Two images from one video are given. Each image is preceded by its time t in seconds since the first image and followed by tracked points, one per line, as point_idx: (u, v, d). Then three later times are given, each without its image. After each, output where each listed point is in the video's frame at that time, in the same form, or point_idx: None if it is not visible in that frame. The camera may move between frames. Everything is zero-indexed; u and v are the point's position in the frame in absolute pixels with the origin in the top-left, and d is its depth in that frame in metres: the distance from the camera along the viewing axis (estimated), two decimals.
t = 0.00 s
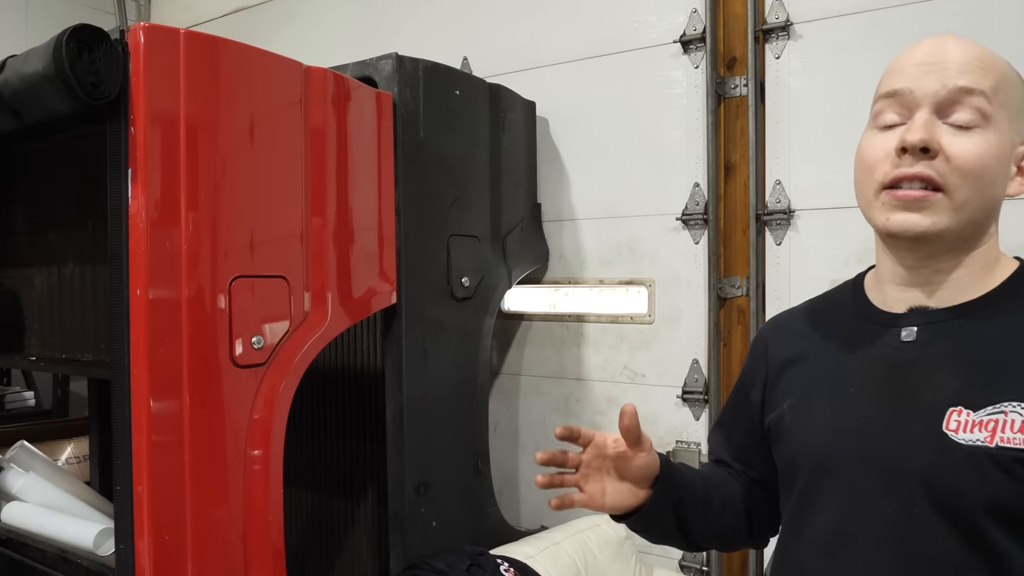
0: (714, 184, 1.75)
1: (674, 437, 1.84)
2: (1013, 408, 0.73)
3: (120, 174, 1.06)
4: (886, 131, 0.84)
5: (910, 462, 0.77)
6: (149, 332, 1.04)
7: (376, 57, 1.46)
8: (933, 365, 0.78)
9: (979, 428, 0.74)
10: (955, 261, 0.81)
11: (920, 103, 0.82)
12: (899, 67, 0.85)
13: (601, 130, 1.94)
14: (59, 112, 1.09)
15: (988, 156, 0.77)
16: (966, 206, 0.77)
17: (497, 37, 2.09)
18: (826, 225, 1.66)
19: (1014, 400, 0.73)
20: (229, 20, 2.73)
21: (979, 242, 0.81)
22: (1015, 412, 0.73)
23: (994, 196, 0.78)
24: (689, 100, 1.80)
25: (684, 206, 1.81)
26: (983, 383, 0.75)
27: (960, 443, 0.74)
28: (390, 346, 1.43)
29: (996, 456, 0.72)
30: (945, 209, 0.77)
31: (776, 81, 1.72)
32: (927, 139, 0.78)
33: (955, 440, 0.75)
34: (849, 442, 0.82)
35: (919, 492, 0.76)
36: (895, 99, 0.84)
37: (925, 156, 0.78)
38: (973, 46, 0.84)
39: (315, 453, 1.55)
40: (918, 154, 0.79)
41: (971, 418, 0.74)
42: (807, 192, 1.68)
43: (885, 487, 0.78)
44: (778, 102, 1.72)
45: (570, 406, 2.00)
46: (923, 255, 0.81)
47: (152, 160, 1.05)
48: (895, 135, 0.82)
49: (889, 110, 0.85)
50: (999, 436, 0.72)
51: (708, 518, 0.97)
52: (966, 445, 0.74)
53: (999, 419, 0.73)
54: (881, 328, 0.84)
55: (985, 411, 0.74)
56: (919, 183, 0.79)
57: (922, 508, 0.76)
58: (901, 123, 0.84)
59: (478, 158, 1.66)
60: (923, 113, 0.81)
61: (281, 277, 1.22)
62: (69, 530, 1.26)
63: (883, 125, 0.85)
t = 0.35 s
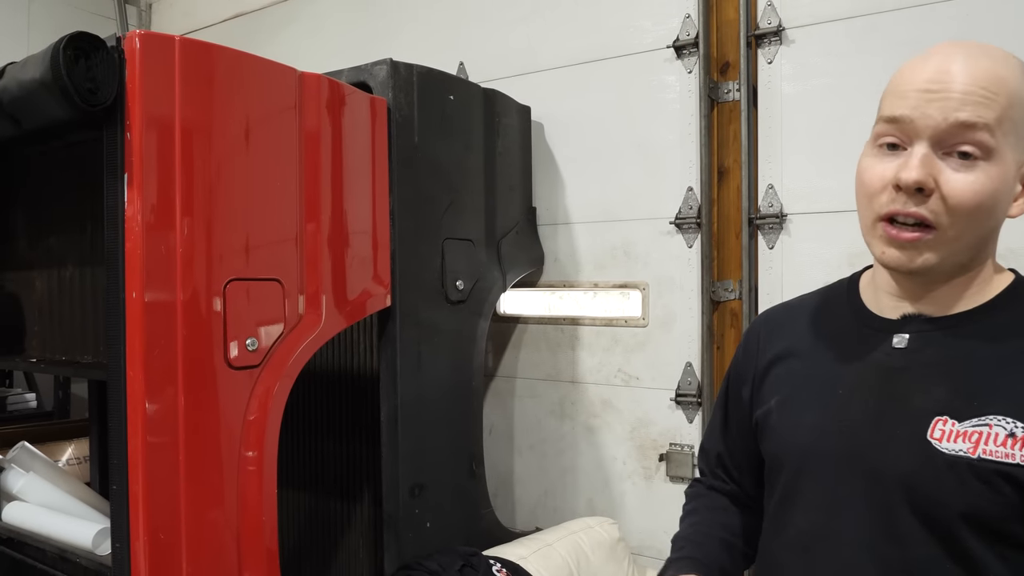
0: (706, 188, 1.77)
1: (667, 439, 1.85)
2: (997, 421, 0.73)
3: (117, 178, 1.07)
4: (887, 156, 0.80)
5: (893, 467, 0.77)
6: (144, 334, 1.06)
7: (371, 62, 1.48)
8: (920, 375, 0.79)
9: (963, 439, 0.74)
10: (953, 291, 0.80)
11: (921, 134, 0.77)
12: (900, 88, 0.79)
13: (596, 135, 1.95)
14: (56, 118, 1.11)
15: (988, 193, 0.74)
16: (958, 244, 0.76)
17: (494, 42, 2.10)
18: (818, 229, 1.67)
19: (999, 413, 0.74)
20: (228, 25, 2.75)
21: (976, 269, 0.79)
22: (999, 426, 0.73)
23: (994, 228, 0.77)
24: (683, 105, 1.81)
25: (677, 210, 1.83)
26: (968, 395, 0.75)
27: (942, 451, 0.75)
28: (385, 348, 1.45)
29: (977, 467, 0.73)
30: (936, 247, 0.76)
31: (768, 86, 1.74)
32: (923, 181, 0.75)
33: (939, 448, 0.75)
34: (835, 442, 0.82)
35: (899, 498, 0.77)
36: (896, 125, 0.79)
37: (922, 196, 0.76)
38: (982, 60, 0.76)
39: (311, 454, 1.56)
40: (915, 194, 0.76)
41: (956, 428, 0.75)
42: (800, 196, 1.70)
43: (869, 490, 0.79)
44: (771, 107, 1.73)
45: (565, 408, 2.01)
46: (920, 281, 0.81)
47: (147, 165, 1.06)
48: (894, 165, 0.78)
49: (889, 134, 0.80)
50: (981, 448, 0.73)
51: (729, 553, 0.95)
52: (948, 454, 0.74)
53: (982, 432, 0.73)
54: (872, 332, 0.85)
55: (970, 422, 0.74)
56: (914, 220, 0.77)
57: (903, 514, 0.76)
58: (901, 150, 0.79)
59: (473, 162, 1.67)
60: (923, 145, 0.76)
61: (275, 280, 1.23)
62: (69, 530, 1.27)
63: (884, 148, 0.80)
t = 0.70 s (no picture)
0: (703, 187, 1.78)
1: (664, 438, 1.86)
2: (979, 417, 0.72)
3: (113, 179, 1.08)
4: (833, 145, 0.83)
5: (872, 462, 0.76)
6: (141, 333, 1.06)
7: (368, 62, 1.49)
8: (905, 369, 0.77)
9: (945, 433, 0.73)
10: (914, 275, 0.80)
11: (852, 120, 0.79)
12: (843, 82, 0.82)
13: (593, 134, 1.96)
14: (53, 118, 1.11)
15: (926, 170, 0.75)
16: (894, 221, 0.76)
17: (491, 42, 2.11)
18: (815, 228, 1.68)
19: (981, 409, 0.72)
20: (227, 25, 2.76)
21: (929, 251, 0.79)
22: (981, 421, 0.71)
23: (942, 208, 0.76)
24: (679, 104, 1.82)
25: (674, 209, 1.83)
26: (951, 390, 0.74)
27: (923, 446, 0.73)
28: (382, 347, 1.45)
29: (957, 462, 0.71)
30: (871, 227, 0.77)
31: (764, 85, 1.74)
32: (849, 160, 0.77)
33: (920, 442, 0.74)
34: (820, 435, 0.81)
35: (881, 493, 0.75)
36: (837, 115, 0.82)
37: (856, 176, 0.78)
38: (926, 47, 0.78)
39: (310, 452, 1.58)
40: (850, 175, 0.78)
41: (938, 422, 0.73)
42: (796, 194, 1.70)
43: (851, 483, 0.77)
44: (767, 106, 1.74)
45: (563, 407, 2.02)
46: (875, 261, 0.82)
47: (143, 165, 1.07)
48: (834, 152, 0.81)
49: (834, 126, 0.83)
50: (962, 443, 0.71)
51: (714, 555, 0.93)
52: (930, 449, 0.73)
53: (965, 427, 0.72)
54: (859, 324, 0.84)
55: (953, 417, 0.73)
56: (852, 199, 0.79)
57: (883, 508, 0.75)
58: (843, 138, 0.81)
59: (470, 162, 1.68)
60: (855, 129, 0.79)
61: (272, 279, 1.24)
62: (70, 529, 1.27)
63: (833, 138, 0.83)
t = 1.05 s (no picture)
0: (703, 186, 1.78)
1: (667, 437, 1.85)
2: (905, 445, 0.69)
3: (112, 185, 1.08)
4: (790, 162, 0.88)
5: (828, 483, 0.75)
6: (141, 339, 1.06)
7: (365, 65, 1.49)
8: (858, 385, 0.75)
9: (876, 456, 0.71)
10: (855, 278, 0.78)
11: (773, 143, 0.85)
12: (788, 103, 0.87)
13: (592, 134, 1.96)
14: (51, 125, 1.11)
15: (806, 186, 0.76)
16: (798, 236, 0.79)
17: (489, 44, 2.11)
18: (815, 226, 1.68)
19: (908, 437, 0.69)
20: (225, 31, 2.77)
21: (844, 263, 0.78)
22: (906, 451, 0.68)
23: (831, 220, 0.76)
24: (678, 103, 1.82)
25: (674, 209, 1.83)
26: (890, 415, 0.71)
27: (857, 466, 0.73)
28: (383, 350, 1.45)
29: (880, 487, 0.70)
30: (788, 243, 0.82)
31: (762, 83, 1.74)
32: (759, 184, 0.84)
33: (856, 462, 0.73)
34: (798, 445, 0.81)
35: (826, 506, 0.76)
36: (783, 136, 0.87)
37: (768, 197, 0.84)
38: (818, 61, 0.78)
39: (311, 456, 1.56)
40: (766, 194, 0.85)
41: (871, 444, 0.72)
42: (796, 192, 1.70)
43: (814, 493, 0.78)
44: (765, 104, 1.74)
45: (565, 408, 2.02)
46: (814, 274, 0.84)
47: (140, 171, 1.07)
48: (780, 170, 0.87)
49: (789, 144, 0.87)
50: (885, 469, 0.70)
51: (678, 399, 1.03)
52: (860, 470, 0.72)
53: (893, 455, 0.69)
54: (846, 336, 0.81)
55: (885, 441, 0.71)
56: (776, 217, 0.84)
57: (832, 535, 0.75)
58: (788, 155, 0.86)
59: (469, 163, 1.68)
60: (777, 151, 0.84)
61: (271, 284, 1.24)
62: (74, 536, 1.27)
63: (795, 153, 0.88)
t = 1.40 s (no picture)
0: (705, 183, 1.78)
1: (671, 436, 1.85)
2: (821, 399, 0.78)
3: (112, 188, 1.08)
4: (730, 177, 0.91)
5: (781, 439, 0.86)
6: (143, 342, 1.06)
7: (365, 66, 1.48)
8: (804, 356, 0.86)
9: (805, 413, 0.81)
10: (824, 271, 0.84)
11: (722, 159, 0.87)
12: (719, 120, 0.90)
13: (593, 133, 1.95)
14: (51, 128, 1.11)
15: (787, 193, 0.79)
16: (778, 242, 0.82)
17: (489, 43, 2.10)
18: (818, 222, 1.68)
19: (824, 392, 0.78)
20: (224, 33, 2.76)
21: (818, 260, 0.83)
22: (822, 404, 0.78)
23: (813, 220, 0.80)
24: (679, 100, 1.81)
25: (676, 206, 1.83)
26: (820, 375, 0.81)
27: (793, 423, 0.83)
28: (386, 351, 1.45)
29: (804, 437, 0.80)
30: (764, 251, 0.84)
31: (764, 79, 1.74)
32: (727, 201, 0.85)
33: (795, 419, 0.83)
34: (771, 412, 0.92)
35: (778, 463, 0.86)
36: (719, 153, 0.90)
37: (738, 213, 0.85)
38: (756, 82, 0.83)
39: (319, 456, 1.58)
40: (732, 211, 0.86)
41: (806, 403, 0.81)
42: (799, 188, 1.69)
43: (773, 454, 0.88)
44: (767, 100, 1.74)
45: (569, 407, 2.01)
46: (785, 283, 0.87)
47: (140, 173, 1.06)
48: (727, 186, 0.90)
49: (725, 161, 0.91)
50: (809, 423, 0.80)
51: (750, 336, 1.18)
52: (795, 427, 0.82)
53: (815, 408, 0.79)
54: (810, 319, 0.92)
55: (814, 398, 0.80)
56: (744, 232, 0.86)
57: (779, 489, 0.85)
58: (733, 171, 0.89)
59: (470, 163, 1.67)
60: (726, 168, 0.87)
61: (273, 285, 1.23)
62: (78, 540, 1.27)
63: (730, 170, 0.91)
